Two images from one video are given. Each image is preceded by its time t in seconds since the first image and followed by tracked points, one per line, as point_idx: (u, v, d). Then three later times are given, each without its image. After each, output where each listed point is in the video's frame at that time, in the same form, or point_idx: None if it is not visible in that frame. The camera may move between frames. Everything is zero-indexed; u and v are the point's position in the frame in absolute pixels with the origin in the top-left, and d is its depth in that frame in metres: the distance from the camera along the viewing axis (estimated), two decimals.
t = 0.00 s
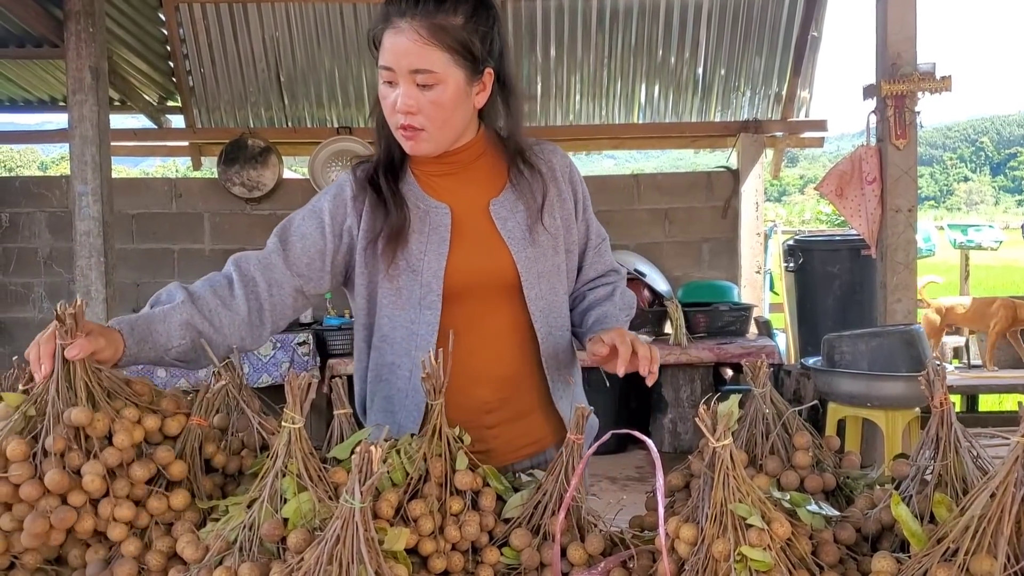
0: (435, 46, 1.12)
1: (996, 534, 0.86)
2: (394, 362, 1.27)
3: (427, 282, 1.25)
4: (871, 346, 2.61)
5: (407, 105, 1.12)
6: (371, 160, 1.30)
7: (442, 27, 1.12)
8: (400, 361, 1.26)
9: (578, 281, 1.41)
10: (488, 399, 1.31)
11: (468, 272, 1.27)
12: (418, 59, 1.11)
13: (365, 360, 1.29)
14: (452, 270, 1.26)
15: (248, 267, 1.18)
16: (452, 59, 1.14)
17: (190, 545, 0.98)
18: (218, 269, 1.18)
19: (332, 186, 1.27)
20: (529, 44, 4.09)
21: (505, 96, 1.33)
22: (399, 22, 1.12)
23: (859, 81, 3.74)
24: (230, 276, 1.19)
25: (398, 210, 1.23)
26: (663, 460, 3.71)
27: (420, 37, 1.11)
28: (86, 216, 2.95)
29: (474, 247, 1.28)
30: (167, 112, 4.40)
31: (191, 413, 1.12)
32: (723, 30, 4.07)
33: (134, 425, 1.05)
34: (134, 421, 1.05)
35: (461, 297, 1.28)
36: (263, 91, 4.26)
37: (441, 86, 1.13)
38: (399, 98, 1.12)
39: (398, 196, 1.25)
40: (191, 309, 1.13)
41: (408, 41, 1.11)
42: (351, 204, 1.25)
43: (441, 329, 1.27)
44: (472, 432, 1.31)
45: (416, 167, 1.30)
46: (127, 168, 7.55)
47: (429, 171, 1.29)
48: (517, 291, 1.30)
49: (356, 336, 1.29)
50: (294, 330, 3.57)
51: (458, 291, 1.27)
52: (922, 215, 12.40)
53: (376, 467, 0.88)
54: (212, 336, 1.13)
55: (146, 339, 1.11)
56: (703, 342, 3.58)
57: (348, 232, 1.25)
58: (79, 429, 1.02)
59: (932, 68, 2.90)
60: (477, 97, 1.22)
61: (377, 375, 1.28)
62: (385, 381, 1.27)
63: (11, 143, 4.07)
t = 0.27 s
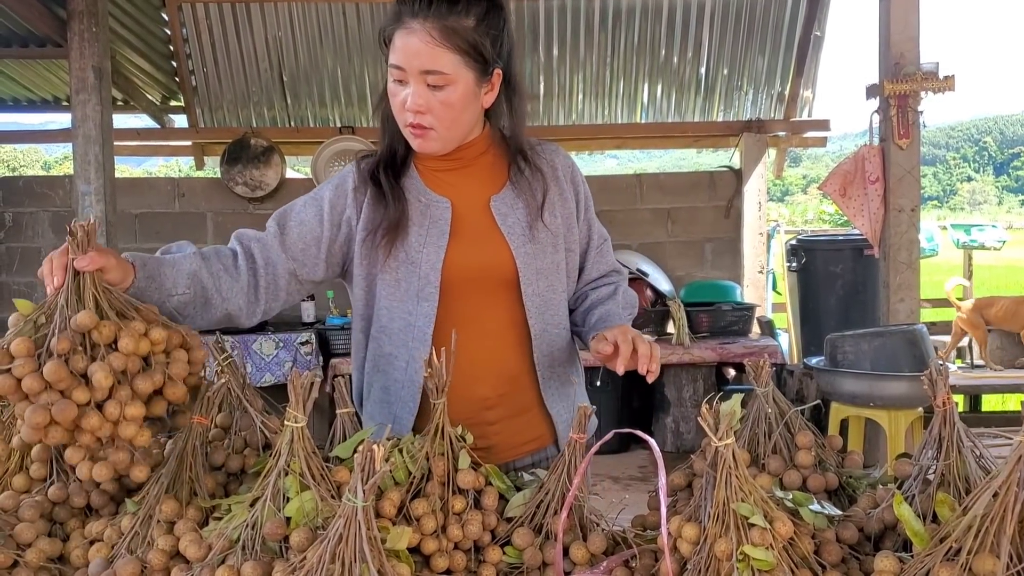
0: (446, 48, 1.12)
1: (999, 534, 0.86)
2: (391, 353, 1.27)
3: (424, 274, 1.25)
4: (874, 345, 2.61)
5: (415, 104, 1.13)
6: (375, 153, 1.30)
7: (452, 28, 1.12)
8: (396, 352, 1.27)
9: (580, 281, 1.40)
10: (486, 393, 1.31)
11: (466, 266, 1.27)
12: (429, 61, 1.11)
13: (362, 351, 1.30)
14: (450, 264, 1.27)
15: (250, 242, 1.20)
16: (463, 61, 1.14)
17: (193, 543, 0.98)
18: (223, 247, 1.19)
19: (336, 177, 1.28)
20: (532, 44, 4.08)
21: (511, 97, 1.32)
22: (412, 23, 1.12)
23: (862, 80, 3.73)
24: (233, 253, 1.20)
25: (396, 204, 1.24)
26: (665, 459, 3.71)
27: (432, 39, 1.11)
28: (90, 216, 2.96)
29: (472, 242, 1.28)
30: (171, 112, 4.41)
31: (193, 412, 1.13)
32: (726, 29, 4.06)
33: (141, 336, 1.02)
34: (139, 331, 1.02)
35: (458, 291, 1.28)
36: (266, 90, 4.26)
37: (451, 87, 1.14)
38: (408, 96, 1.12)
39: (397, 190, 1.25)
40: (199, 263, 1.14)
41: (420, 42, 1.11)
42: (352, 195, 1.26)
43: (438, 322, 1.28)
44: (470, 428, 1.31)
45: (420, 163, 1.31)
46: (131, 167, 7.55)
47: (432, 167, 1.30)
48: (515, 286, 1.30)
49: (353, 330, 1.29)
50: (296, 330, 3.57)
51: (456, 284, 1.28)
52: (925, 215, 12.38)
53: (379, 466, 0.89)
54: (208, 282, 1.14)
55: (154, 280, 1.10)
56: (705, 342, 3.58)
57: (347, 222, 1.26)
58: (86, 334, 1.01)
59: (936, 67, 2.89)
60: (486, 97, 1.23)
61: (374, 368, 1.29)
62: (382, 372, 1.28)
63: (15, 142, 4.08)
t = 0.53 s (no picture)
0: (496, 53, 1.12)
1: (1004, 534, 0.86)
2: (395, 333, 1.26)
3: (440, 260, 1.24)
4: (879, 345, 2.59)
5: (462, 106, 1.13)
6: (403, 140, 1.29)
7: (504, 35, 1.12)
8: (402, 332, 1.26)
9: (591, 287, 1.42)
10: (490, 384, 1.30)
11: (482, 257, 1.27)
12: (478, 64, 1.10)
13: (362, 330, 1.28)
14: (465, 253, 1.26)
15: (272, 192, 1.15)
16: (510, 65, 1.14)
17: (198, 542, 0.98)
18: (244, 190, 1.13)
19: (360, 153, 1.27)
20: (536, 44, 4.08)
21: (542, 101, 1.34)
22: (462, 25, 1.11)
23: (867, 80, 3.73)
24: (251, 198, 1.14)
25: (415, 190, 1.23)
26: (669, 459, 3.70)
27: (482, 43, 1.11)
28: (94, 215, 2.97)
29: (489, 235, 1.28)
30: (176, 111, 4.41)
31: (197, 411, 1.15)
32: (730, 29, 4.05)
33: (171, 229, 0.95)
34: (171, 224, 0.96)
35: (472, 280, 1.27)
36: (271, 90, 4.27)
37: (497, 92, 1.14)
38: (454, 99, 1.12)
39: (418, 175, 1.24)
40: (227, 188, 1.08)
41: (470, 45, 1.10)
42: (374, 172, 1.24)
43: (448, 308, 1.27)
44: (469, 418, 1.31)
45: (445, 153, 1.30)
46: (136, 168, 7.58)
47: (457, 160, 1.29)
48: (530, 280, 1.30)
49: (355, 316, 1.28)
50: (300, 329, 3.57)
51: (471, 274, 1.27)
52: (930, 215, 12.35)
53: (383, 464, 0.88)
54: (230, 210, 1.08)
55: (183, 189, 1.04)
56: (710, 341, 3.58)
57: (365, 198, 1.24)
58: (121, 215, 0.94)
59: (941, 67, 2.88)
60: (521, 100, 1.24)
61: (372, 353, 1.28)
62: (381, 352, 1.26)
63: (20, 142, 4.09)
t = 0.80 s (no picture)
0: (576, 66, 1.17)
1: (1006, 537, 0.86)
2: (403, 312, 1.26)
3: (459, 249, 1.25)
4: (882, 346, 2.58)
5: (546, 119, 1.16)
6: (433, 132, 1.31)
7: (579, 45, 1.18)
8: (411, 314, 1.26)
9: (601, 296, 1.43)
10: (495, 375, 1.31)
11: (497, 250, 1.28)
12: (564, 78, 1.16)
13: (369, 307, 1.28)
14: (481, 243, 1.28)
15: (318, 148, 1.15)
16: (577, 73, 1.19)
17: (200, 543, 0.98)
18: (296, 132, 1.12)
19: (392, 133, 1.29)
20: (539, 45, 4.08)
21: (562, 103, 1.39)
22: (556, 42, 1.15)
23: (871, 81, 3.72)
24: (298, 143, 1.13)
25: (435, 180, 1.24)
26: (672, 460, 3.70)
27: (570, 59, 1.16)
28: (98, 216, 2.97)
29: (506, 231, 1.29)
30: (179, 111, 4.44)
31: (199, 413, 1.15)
32: (734, 29, 4.05)
33: (292, 134, 0.98)
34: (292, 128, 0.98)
35: (487, 271, 1.29)
36: (274, 90, 4.28)
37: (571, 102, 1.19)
38: (542, 112, 1.16)
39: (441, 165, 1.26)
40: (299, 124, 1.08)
41: (559, 60, 1.15)
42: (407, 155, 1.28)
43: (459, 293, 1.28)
44: (470, 408, 1.31)
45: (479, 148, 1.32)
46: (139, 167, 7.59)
47: (484, 157, 1.31)
48: (544, 276, 1.31)
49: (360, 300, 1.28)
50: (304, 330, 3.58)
51: (486, 266, 1.28)
52: (934, 215, 12.32)
53: (385, 466, 0.88)
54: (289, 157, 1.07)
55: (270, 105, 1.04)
56: (713, 342, 3.58)
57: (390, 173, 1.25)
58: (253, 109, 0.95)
59: (945, 68, 2.88)
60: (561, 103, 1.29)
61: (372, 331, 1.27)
62: (386, 330, 1.26)
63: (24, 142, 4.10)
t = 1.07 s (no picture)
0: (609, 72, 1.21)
1: (1002, 540, 0.86)
2: (421, 302, 1.24)
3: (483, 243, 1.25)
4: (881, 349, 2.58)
5: (580, 122, 1.18)
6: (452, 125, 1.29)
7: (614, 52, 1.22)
8: (429, 306, 1.24)
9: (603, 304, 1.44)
10: (504, 370, 1.30)
11: (517, 246, 1.29)
12: (600, 84, 1.19)
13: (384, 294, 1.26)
14: (500, 239, 1.28)
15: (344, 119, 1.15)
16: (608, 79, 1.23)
17: (198, 545, 0.99)
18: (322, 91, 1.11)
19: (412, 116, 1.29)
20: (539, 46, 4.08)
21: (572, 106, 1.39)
22: (597, 48, 1.18)
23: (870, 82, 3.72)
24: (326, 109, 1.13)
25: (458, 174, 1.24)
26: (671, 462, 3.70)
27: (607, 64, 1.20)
28: (98, 216, 2.98)
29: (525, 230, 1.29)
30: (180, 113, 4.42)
31: (197, 414, 1.15)
32: (734, 30, 4.05)
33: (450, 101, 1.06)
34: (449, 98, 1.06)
35: (505, 266, 1.29)
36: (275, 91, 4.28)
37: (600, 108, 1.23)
38: (577, 115, 1.18)
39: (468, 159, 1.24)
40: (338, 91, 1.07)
41: (599, 66, 1.18)
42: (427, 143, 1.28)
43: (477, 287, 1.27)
44: (476, 402, 1.30)
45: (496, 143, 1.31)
46: (140, 168, 7.59)
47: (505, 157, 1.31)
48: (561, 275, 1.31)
49: (371, 292, 1.27)
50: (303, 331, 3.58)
51: (504, 261, 1.28)
52: (934, 217, 12.32)
53: (382, 469, 0.88)
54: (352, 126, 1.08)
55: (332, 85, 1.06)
56: (712, 344, 3.57)
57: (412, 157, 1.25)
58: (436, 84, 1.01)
59: (945, 70, 2.88)
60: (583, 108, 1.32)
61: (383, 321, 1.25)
62: (403, 319, 1.24)
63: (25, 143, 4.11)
